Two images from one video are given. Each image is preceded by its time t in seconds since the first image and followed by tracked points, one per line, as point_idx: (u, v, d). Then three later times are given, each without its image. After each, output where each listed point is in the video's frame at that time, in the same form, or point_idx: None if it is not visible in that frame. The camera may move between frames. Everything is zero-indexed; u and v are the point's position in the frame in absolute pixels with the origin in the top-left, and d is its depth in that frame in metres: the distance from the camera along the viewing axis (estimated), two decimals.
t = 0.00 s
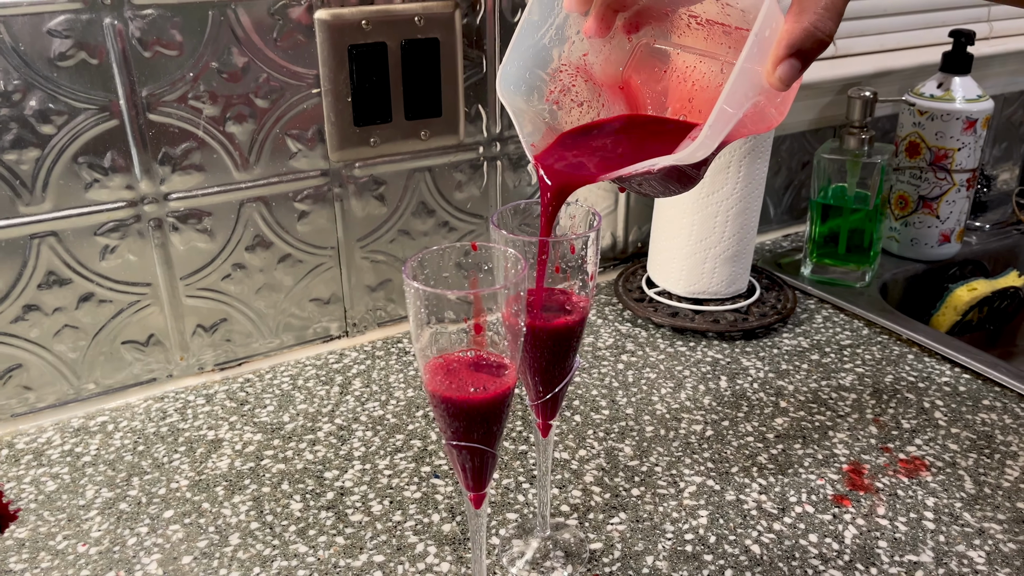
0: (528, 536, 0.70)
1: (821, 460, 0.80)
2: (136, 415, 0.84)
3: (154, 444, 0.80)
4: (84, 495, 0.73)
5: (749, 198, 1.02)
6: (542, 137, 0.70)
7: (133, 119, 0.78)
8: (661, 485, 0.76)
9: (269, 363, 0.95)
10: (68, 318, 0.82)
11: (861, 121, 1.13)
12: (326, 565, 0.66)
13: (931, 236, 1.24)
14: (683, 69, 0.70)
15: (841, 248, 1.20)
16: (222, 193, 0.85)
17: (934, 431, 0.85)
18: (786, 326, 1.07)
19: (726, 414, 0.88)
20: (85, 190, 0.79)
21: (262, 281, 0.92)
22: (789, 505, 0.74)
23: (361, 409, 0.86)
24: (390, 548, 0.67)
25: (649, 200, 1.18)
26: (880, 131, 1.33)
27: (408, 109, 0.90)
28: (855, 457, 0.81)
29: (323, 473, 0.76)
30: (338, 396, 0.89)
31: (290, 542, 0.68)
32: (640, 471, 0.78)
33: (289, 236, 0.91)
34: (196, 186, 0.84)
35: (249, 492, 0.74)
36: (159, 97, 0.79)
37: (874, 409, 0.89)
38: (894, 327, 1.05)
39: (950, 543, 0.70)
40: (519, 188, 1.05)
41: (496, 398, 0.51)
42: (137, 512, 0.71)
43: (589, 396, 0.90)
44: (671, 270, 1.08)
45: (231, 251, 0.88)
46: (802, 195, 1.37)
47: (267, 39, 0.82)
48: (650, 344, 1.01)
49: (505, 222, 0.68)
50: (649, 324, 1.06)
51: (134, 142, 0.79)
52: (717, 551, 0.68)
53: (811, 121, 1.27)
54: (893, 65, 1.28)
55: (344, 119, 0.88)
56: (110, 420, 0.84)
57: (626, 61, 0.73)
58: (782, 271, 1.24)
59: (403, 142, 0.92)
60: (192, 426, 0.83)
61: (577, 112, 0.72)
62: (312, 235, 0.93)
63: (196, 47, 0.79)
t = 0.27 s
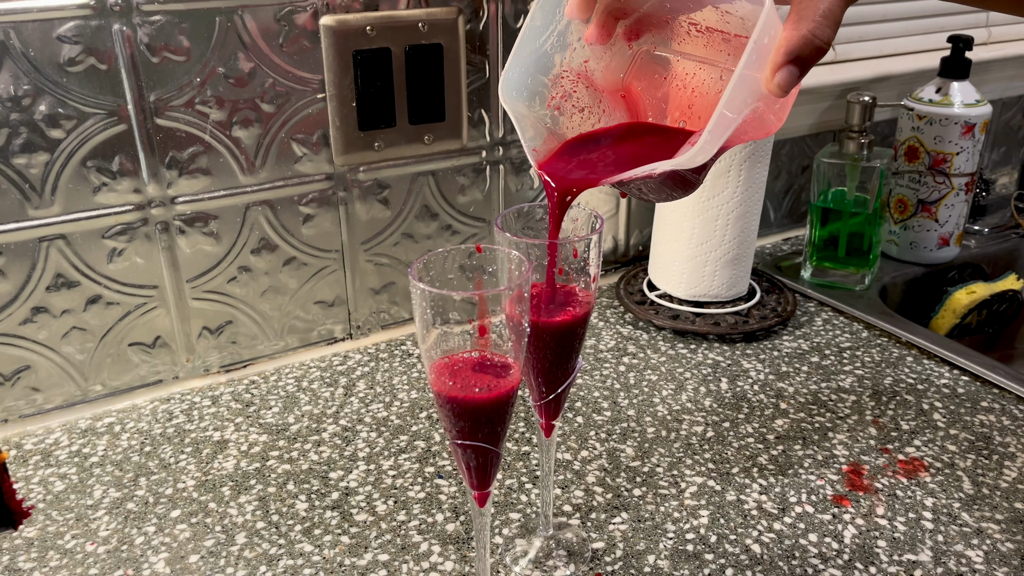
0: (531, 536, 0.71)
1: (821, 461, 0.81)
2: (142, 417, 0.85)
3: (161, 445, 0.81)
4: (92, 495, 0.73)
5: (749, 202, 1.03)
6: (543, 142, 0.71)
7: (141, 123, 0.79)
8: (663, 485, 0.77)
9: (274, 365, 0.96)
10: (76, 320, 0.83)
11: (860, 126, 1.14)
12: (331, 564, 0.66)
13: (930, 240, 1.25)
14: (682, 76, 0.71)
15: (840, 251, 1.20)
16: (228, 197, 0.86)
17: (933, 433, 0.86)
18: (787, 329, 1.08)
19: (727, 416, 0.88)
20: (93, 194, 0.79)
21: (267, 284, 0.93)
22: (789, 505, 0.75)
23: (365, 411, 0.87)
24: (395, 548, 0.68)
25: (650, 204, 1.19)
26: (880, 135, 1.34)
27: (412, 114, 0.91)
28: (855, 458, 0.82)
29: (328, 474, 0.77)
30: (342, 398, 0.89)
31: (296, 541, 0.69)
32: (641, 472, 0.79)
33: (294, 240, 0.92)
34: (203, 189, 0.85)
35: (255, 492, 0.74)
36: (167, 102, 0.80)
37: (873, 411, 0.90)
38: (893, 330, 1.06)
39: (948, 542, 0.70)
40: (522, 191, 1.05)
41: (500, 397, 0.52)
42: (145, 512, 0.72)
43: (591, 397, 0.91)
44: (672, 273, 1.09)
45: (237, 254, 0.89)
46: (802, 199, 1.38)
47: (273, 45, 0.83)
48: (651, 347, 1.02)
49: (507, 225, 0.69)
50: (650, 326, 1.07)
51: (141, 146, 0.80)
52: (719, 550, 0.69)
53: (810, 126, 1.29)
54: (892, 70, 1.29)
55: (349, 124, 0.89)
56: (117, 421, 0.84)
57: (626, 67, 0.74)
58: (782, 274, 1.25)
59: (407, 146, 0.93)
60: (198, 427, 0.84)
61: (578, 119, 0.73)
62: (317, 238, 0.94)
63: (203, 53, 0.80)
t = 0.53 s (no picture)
0: (533, 534, 0.71)
1: (822, 461, 0.82)
2: (147, 416, 0.86)
3: (165, 443, 0.81)
4: (97, 493, 0.74)
5: (750, 203, 1.04)
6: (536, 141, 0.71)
7: (147, 124, 0.80)
8: (665, 484, 0.78)
9: (278, 365, 0.96)
10: (82, 319, 0.84)
11: (861, 127, 1.14)
12: (335, 562, 0.67)
13: (931, 241, 1.25)
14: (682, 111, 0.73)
15: (842, 252, 1.21)
16: (233, 197, 0.87)
17: (933, 433, 0.87)
18: (788, 330, 1.08)
19: (728, 416, 0.89)
20: (99, 194, 0.80)
21: (271, 284, 0.93)
22: (790, 504, 0.76)
23: (369, 410, 0.88)
24: (398, 545, 0.69)
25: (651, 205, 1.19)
26: (880, 137, 1.35)
27: (415, 115, 0.92)
28: (855, 458, 0.83)
29: (332, 472, 0.78)
30: (346, 397, 0.90)
31: (300, 539, 0.69)
32: (643, 471, 0.79)
33: (298, 240, 0.93)
34: (208, 190, 0.85)
35: (260, 490, 0.75)
36: (173, 103, 0.80)
37: (874, 411, 0.90)
38: (894, 331, 1.07)
39: (948, 541, 0.71)
40: (524, 193, 1.06)
41: (503, 395, 0.52)
42: (150, 510, 0.72)
43: (593, 397, 0.92)
44: (674, 274, 1.09)
45: (241, 254, 0.90)
46: (804, 200, 1.38)
47: (278, 46, 0.84)
48: (653, 347, 1.03)
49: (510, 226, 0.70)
50: (652, 327, 1.08)
51: (147, 147, 0.81)
52: (720, 548, 0.70)
53: (813, 127, 1.29)
54: (893, 72, 1.29)
55: (352, 125, 0.90)
56: (122, 420, 0.85)
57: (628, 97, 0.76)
58: (784, 276, 1.26)
59: (411, 147, 0.94)
60: (203, 426, 0.84)
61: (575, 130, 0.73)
62: (321, 239, 0.94)
63: (209, 54, 0.80)
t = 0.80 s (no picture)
0: (536, 533, 0.71)
1: (824, 461, 0.82)
2: (152, 415, 0.86)
3: (169, 442, 0.81)
4: (102, 491, 0.74)
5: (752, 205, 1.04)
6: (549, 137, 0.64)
7: (152, 125, 0.80)
8: (667, 484, 0.78)
9: (281, 364, 0.96)
10: (87, 319, 0.84)
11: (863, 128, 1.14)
12: (338, 560, 0.67)
13: (934, 243, 1.25)
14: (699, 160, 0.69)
15: (844, 254, 1.21)
16: (237, 197, 0.87)
17: (936, 434, 0.87)
18: (790, 331, 1.08)
19: (730, 416, 0.89)
20: (104, 194, 0.80)
21: (275, 284, 0.94)
22: (792, 504, 0.76)
23: (372, 410, 0.88)
24: (401, 544, 0.69)
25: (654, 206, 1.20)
26: (883, 139, 1.35)
27: (419, 116, 0.92)
28: (858, 458, 0.83)
29: (335, 471, 0.78)
30: (349, 397, 0.91)
31: (304, 537, 0.70)
32: (646, 471, 0.80)
33: (302, 240, 0.93)
34: (212, 190, 0.86)
35: (263, 489, 0.75)
36: (177, 104, 0.81)
37: (876, 412, 0.90)
38: (896, 332, 1.07)
39: (950, 541, 0.71)
40: (527, 194, 1.06)
41: (507, 394, 0.52)
42: (154, 508, 0.72)
43: (595, 397, 0.92)
44: (676, 275, 1.10)
45: (245, 254, 0.90)
46: (806, 202, 1.38)
47: (282, 47, 0.84)
48: (656, 348, 1.03)
49: (513, 225, 0.69)
50: (655, 328, 1.08)
51: (152, 147, 0.81)
52: (722, 548, 0.70)
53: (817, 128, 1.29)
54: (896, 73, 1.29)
55: (356, 126, 0.90)
56: (127, 419, 0.85)
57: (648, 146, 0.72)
58: (786, 277, 1.26)
59: (414, 148, 0.94)
60: (206, 425, 0.84)
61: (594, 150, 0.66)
62: (325, 239, 0.95)
63: (214, 55, 0.81)
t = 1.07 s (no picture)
0: (542, 530, 0.71)
1: (830, 460, 0.82)
2: (158, 411, 0.86)
3: (176, 439, 0.82)
4: (108, 487, 0.74)
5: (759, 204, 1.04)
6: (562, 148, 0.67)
7: (159, 122, 0.80)
8: (672, 482, 0.78)
9: (287, 362, 0.97)
10: (93, 315, 0.84)
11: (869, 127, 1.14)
12: (345, 557, 0.67)
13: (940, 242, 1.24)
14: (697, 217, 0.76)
15: (849, 253, 1.21)
16: (243, 194, 0.88)
17: (942, 433, 0.86)
18: (796, 330, 1.08)
19: (736, 415, 0.89)
20: (112, 191, 0.80)
21: (281, 281, 0.94)
22: (798, 503, 0.76)
23: (378, 407, 0.88)
24: (407, 541, 0.69)
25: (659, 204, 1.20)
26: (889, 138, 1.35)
27: (425, 114, 0.92)
28: (864, 457, 0.83)
29: (341, 468, 0.78)
30: (355, 394, 0.91)
31: (310, 534, 0.70)
32: (651, 469, 0.80)
33: (307, 238, 0.93)
34: (219, 187, 0.86)
35: (269, 485, 0.75)
36: (185, 101, 0.81)
37: (882, 411, 0.90)
38: (902, 331, 1.06)
39: (956, 541, 0.71)
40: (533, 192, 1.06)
41: (514, 390, 0.52)
42: (161, 504, 0.73)
43: (601, 395, 0.92)
44: (682, 274, 1.10)
45: (251, 252, 0.90)
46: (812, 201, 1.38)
47: (290, 45, 0.84)
48: (660, 346, 1.03)
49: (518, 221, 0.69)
50: (660, 326, 1.08)
51: (160, 144, 0.81)
52: (727, 546, 0.70)
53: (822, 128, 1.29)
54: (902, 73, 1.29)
55: (362, 124, 0.90)
56: (133, 415, 0.85)
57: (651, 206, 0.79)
58: (791, 276, 1.25)
59: (420, 146, 0.94)
60: (213, 422, 0.85)
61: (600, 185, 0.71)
62: (331, 236, 0.95)
63: (221, 53, 0.81)
